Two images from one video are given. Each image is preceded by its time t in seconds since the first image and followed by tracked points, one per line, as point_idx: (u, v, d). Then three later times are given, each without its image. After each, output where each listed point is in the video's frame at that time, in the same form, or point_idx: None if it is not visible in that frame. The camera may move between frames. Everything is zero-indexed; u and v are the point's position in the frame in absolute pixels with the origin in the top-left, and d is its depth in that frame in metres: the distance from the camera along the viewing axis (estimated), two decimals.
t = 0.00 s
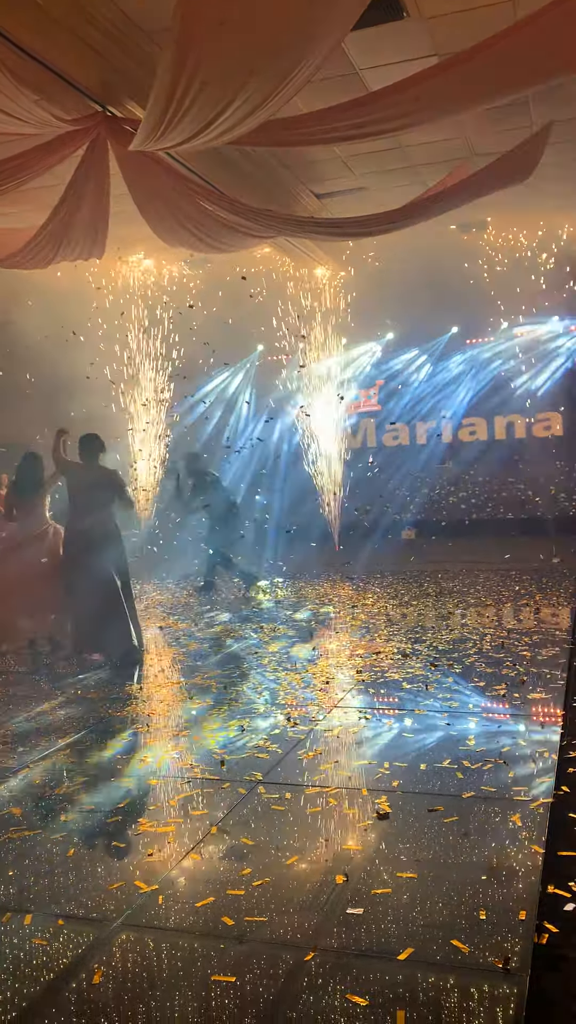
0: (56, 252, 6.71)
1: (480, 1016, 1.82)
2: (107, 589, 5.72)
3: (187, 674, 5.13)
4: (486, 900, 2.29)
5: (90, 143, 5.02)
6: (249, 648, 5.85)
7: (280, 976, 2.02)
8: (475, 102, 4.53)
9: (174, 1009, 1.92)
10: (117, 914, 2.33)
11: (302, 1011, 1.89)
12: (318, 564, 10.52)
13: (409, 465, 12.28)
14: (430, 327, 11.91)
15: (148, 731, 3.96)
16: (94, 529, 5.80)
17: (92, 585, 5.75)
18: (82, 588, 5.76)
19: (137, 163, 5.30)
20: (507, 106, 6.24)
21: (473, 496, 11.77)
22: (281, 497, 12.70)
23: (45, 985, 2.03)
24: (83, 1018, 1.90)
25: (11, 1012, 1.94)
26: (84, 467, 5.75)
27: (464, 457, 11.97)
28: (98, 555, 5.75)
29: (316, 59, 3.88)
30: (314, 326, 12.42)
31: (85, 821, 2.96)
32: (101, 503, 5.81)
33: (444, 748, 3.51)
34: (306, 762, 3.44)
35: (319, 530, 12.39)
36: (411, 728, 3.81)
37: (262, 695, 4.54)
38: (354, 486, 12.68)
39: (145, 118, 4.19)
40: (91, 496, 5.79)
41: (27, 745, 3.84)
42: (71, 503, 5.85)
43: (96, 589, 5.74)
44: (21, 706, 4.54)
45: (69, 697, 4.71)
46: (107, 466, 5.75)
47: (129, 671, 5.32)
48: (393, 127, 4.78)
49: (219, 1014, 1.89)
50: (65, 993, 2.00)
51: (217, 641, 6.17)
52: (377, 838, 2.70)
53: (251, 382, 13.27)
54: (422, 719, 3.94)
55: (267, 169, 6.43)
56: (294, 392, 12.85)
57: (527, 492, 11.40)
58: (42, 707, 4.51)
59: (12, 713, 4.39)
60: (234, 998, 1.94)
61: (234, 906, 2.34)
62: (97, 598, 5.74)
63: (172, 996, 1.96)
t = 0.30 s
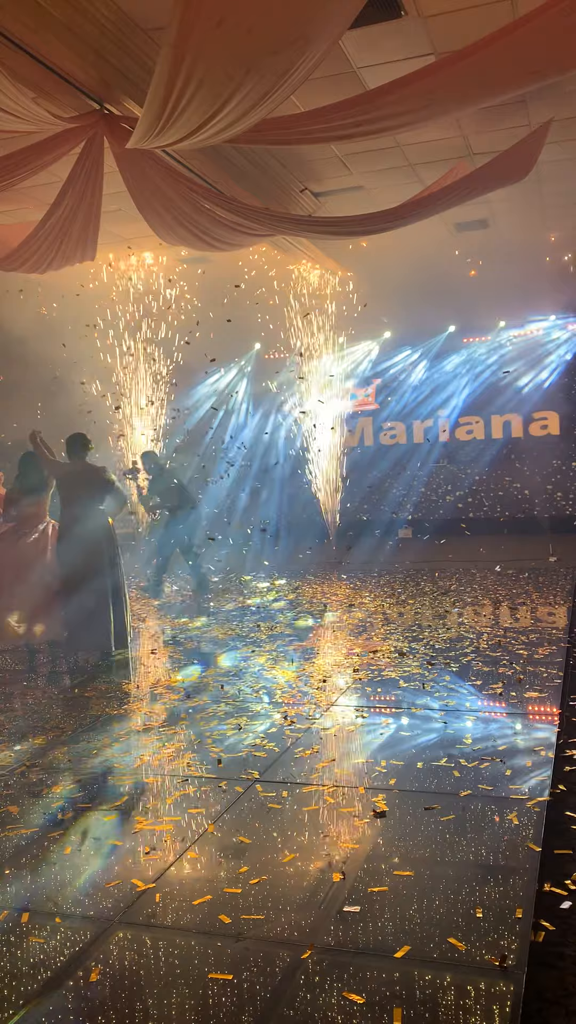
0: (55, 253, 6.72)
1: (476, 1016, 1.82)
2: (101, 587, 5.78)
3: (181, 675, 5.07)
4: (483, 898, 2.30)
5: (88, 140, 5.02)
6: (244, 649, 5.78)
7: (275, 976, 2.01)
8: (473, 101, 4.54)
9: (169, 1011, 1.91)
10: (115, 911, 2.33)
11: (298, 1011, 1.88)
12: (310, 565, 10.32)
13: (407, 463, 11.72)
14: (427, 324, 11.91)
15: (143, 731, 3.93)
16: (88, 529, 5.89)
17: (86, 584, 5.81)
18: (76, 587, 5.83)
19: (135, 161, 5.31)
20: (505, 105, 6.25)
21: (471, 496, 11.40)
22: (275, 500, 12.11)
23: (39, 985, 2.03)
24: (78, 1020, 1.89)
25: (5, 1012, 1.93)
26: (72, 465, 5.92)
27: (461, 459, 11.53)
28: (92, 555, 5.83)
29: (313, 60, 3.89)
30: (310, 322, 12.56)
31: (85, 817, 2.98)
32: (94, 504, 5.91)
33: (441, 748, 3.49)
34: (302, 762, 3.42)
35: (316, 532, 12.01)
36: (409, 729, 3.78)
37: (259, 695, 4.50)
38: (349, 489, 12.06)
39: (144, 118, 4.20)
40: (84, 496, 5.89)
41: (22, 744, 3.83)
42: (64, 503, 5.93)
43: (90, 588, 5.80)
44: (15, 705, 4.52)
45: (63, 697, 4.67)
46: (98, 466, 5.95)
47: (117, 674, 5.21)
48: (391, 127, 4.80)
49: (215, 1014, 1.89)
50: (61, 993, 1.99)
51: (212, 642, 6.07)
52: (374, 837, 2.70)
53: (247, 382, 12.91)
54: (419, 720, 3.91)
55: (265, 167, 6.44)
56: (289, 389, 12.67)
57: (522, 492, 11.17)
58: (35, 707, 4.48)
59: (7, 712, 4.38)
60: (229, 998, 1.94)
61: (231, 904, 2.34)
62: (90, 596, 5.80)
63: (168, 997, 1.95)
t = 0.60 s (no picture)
0: (53, 252, 6.72)
1: (475, 1016, 1.82)
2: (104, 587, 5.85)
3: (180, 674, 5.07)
4: (481, 898, 2.30)
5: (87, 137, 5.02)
6: (243, 648, 5.80)
7: (274, 975, 2.02)
8: (472, 101, 4.54)
9: (169, 1010, 1.91)
10: (112, 910, 2.33)
11: (297, 1008, 1.89)
12: (307, 565, 10.30)
13: (404, 465, 11.86)
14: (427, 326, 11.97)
15: (142, 730, 3.94)
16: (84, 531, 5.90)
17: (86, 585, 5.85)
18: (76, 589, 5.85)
19: (134, 161, 5.31)
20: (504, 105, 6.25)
21: (467, 495, 11.51)
22: (273, 499, 12.22)
23: (40, 980, 2.04)
24: (78, 1019, 1.89)
25: (3, 1010, 1.93)
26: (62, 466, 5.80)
27: (458, 460, 11.64)
28: (93, 557, 5.87)
29: (313, 59, 3.89)
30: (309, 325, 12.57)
31: (83, 816, 2.97)
32: (88, 505, 5.87)
33: (439, 748, 3.50)
34: (301, 761, 3.43)
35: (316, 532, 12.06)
36: (406, 729, 3.79)
37: (257, 695, 4.51)
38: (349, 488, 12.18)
39: (143, 117, 4.20)
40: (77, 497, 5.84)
41: (19, 743, 3.82)
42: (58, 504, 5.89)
43: (91, 589, 5.85)
44: (16, 703, 4.55)
45: (61, 696, 4.67)
46: (88, 466, 5.86)
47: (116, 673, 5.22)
48: (390, 128, 4.80)
49: (213, 1013, 1.89)
50: (61, 989, 2.01)
51: (210, 642, 6.06)
52: (373, 837, 2.70)
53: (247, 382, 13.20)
54: (417, 719, 3.93)
55: (264, 167, 6.44)
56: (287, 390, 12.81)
57: (519, 492, 11.23)
58: (35, 705, 4.50)
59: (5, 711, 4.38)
60: (229, 997, 1.94)
61: (229, 904, 2.34)
62: (92, 597, 5.85)
63: (167, 996, 1.96)
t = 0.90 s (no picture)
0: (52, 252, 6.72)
1: (472, 1016, 1.83)
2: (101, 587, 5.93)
3: (177, 676, 5.04)
4: (479, 899, 2.31)
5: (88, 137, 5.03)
6: (242, 649, 5.80)
7: (272, 975, 2.02)
8: (472, 104, 4.56)
9: (168, 1011, 1.91)
10: (110, 910, 2.33)
11: (296, 1007, 1.90)
12: (308, 565, 10.32)
13: (401, 465, 11.79)
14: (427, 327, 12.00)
15: (140, 730, 3.95)
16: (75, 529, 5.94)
17: (81, 584, 5.91)
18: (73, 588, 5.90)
19: (134, 160, 5.31)
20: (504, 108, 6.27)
21: (467, 497, 11.45)
22: (271, 499, 12.20)
23: (38, 980, 2.04)
24: (77, 1019, 1.89)
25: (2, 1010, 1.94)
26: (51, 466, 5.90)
27: (457, 459, 11.56)
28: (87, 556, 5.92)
29: (315, 61, 3.90)
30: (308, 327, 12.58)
31: (82, 816, 2.98)
32: (79, 505, 5.98)
33: (437, 749, 3.51)
34: (300, 762, 3.43)
35: (315, 532, 12.07)
36: (404, 729, 3.80)
37: (255, 695, 4.52)
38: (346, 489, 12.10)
39: (144, 118, 4.21)
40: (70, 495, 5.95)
41: (19, 743, 3.82)
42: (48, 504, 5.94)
43: (85, 587, 5.91)
44: (17, 702, 4.57)
45: (59, 695, 4.68)
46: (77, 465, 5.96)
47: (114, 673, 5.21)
48: (391, 129, 4.81)
49: (212, 1014, 1.89)
50: (60, 988, 2.01)
51: (210, 642, 6.09)
52: (371, 837, 2.71)
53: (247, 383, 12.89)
54: (415, 719, 3.94)
55: (265, 168, 6.45)
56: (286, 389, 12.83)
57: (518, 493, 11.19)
58: (35, 704, 4.52)
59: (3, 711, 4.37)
60: (227, 997, 1.95)
61: (227, 904, 2.34)
62: (88, 596, 5.91)
63: (167, 993, 1.97)
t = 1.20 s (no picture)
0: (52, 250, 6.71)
1: (472, 1016, 1.83)
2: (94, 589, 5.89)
3: (175, 676, 5.02)
4: (479, 900, 2.30)
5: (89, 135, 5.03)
6: (241, 648, 5.79)
7: (272, 976, 2.01)
8: (474, 104, 4.55)
9: (166, 1011, 1.91)
10: (109, 910, 2.33)
11: (294, 1007, 1.90)
12: (307, 565, 10.29)
13: (405, 465, 11.78)
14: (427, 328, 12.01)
15: (140, 729, 3.93)
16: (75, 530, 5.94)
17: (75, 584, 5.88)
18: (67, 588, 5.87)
19: (135, 159, 5.31)
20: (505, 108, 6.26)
21: (467, 499, 11.44)
22: (270, 499, 12.17)
23: (38, 980, 2.04)
24: (76, 1019, 1.89)
25: None
26: (52, 465, 5.90)
27: (457, 459, 11.53)
28: (85, 556, 5.90)
29: (317, 60, 3.90)
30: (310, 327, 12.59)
31: (80, 816, 2.97)
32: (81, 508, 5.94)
33: (437, 748, 3.52)
34: (299, 762, 3.43)
35: (315, 532, 12.11)
36: (403, 729, 3.81)
37: (255, 695, 4.51)
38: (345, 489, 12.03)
39: (145, 116, 4.20)
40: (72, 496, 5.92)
41: (17, 743, 3.80)
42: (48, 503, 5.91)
43: (80, 587, 5.88)
44: (15, 701, 4.56)
45: (56, 695, 4.65)
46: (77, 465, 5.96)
47: (112, 673, 5.18)
48: (392, 129, 4.81)
49: (211, 1014, 1.89)
50: (59, 987, 2.01)
51: (211, 642, 6.08)
52: (370, 837, 2.71)
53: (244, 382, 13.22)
54: (415, 719, 3.94)
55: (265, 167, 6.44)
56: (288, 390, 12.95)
57: (518, 495, 11.13)
58: (35, 703, 4.52)
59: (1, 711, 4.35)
60: (226, 997, 1.94)
61: (226, 903, 2.34)
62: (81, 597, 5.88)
63: (166, 993, 1.97)
